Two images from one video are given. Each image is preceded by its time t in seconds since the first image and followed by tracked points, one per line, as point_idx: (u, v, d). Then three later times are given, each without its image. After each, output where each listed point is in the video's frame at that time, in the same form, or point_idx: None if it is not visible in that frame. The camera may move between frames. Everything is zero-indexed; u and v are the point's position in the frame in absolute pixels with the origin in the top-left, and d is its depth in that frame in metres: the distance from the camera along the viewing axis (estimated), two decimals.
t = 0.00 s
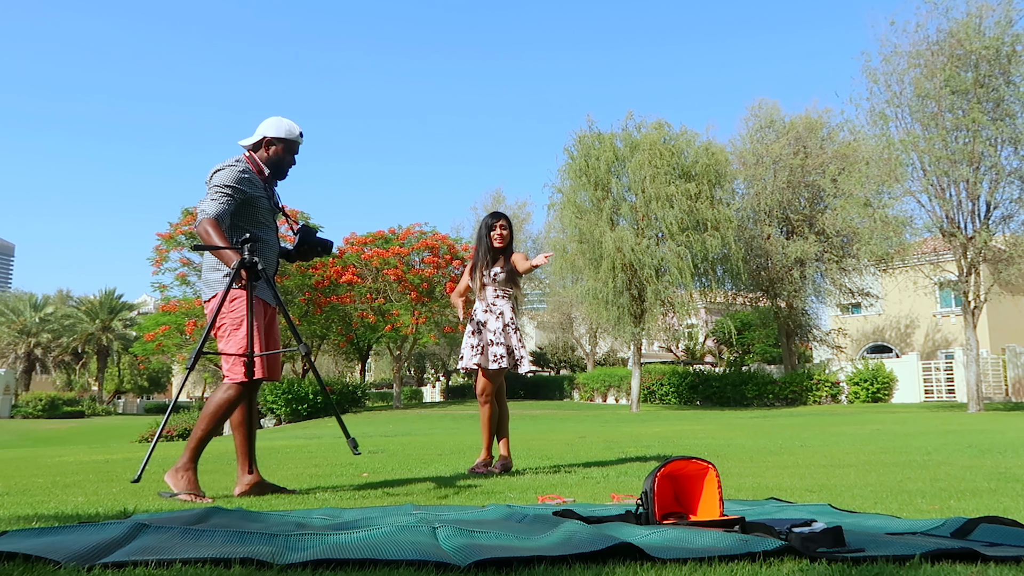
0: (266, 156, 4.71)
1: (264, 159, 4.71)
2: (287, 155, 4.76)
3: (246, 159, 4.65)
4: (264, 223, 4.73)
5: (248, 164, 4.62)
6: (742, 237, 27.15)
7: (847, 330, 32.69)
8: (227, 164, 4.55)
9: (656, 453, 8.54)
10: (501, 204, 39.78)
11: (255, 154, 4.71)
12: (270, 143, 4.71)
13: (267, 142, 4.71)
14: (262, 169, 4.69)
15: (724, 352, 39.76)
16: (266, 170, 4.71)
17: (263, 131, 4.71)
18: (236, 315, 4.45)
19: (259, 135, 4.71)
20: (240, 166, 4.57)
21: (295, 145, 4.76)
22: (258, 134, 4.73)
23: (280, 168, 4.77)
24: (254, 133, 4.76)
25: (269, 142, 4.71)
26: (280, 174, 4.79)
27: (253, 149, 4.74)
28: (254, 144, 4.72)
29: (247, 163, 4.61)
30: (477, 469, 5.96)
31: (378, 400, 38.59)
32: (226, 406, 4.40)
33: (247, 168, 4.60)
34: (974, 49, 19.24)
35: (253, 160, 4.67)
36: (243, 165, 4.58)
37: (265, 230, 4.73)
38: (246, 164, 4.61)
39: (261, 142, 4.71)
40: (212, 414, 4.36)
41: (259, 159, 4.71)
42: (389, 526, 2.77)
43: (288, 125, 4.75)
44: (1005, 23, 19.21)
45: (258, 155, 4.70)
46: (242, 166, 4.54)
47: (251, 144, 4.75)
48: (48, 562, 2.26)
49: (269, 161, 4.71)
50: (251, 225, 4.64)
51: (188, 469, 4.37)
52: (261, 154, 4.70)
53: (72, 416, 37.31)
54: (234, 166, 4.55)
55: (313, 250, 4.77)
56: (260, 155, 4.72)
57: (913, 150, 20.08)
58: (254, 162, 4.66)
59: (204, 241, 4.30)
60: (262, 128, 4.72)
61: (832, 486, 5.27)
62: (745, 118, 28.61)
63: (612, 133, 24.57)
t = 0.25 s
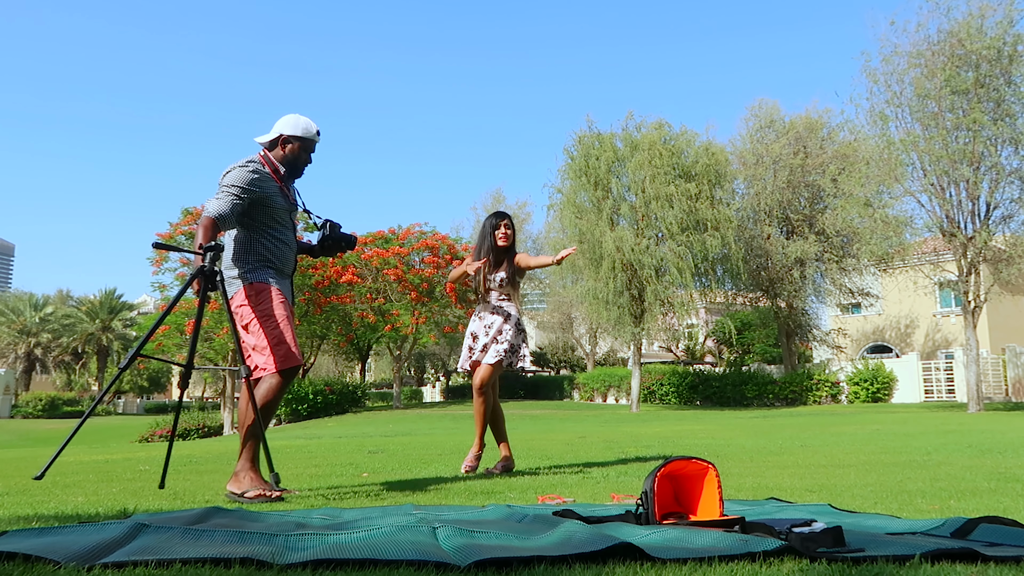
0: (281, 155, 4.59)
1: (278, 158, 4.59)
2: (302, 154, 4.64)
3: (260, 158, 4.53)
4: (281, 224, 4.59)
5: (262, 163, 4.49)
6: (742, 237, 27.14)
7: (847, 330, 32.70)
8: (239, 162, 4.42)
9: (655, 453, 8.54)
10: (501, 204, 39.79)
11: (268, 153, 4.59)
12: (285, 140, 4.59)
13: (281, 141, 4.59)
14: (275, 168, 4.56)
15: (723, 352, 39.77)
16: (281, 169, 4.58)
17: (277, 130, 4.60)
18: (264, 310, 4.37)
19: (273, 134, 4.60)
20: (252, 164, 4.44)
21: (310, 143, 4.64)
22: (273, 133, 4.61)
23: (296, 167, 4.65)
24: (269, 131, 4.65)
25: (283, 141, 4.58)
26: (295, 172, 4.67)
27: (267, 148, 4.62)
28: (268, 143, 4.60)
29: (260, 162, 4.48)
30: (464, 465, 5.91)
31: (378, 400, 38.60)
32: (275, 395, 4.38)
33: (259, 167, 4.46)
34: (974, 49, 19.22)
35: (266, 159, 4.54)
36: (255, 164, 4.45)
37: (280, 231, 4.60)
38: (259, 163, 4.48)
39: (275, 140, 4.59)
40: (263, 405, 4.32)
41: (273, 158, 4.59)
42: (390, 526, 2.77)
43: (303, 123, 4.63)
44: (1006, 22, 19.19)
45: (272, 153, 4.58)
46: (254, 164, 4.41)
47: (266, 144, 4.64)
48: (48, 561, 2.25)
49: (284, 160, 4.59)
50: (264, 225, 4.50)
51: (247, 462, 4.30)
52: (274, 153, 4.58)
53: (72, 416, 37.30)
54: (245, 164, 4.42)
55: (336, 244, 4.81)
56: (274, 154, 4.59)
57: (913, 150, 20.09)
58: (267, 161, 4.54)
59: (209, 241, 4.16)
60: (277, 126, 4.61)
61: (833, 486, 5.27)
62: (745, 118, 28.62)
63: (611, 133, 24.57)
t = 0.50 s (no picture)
0: (281, 146, 4.50)
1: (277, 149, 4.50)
2: (302, 141, 4.54)
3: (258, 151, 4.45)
4: (287, 216, 4.47)
5: (260, 155, 4.41)
6: (742, 237, 27.13)
7: (847, 330, 32.71)
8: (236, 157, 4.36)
9: (656, 453, 8.54)
10: (501, 204, 39.79)
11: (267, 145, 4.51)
12: (282, 129, 4.50)
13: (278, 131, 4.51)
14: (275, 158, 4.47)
15: (723, 351, 39.77)
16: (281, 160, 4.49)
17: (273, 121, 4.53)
18: (264, 311, 4.23)
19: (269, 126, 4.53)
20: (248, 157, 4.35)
21: (310, 129, 4.53)
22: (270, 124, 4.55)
23: (297, 156, 4.56)
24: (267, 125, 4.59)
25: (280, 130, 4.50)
26: (296, 161, 4.58)
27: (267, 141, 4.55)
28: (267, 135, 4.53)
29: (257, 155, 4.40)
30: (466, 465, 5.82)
31: (378, 400, 38.59)
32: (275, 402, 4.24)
33: (257, 159, 4.38)
34: (975, 49, 19.20)
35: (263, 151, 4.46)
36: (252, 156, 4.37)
37: (287, 223, 4.47)
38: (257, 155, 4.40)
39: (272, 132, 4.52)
40: (264, 413, 4.22)
41: (273, 152, 4.51)
42: (389, 526, 2.77)
43: (298, 109, 4.52)
44: (1007, 22, 19.17)
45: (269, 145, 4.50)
46: (249, 157, 4.33)
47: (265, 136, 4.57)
48: (48, 561, 2.26)
49: (282, 150, 4.51)
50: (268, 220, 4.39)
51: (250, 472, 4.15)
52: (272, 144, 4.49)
53: (72, 416, 37.34)
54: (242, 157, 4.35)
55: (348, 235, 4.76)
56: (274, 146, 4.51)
57: (913, 150, 20.09)
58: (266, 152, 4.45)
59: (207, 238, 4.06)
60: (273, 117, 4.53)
61: (833, 486, 5.27)
62: (745, 118, 28.62)
63: (611, 133, 24.58)
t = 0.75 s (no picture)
0: (275, 127, 4.19)
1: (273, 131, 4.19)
2: (298, 122, 4.22)
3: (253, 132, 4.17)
4: (285, 201, 4.16)
5: (254, 138, 4.12)
6: (742, 237, 27.12)
7: (847, 330, 32.71)
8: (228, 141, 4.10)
9: (655, 453, 8.54)
10: (501, 204, 39.78)
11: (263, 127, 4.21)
12: (278, 109, 4.19)
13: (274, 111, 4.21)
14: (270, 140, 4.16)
15: (723, 351, 39.76)
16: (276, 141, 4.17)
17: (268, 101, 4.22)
18: (250, 304, 3.97)
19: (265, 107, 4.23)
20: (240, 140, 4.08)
21: (308, 108, 4.21)
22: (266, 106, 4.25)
23: (295, 135, 4.25)
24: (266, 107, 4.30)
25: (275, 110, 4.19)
26: (294, 141, 4.26)
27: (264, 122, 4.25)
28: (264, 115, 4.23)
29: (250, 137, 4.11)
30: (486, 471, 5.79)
31: (379, 400, 38.58)
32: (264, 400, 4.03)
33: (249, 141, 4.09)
34: (975, 49, 19.20)
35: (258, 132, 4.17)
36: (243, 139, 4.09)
37: (286, 208, 4.16)
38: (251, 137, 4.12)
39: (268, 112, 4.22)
40: (254, 416, 4.01)
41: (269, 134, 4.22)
42: (389, 526, 2.77)
43: (295, 87, 4.19)
44: (1008, 23, 19.17)
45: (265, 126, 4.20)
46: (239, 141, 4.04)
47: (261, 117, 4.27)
48: (47, 561, 2.25)
49: (279, 130, 4.19)
50: (263, 204, 4.09)
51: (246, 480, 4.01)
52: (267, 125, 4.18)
53: (73, 416, 37.37)
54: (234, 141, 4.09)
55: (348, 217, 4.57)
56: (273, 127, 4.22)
57: (913, 150, 20.09)
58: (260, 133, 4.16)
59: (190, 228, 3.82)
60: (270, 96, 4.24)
61: (833, 486, 5.27)
62: (745, 118, 28.62)
63: (611, 133, 24.58)
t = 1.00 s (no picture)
0: (276, 121, 4.11)
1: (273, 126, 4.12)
2: (300, 116, 4.14)
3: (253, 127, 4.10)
4: (287, 197, 4.13)
5: (254, 134, 4.07)
6: (742, 237, 27.12)
7: (847, 330, 32.72)
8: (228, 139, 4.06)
9: (655, 453, 8.54)
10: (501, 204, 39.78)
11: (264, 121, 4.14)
12: (280, 103, 4.10)
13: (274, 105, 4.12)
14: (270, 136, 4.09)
15: (723, 351, 39.74)
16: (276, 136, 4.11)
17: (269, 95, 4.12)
18: (243, 302, 3.97)
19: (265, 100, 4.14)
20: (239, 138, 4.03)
21: (310, 104, 4.11)
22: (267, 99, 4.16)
23: (297, 129, 4.17)
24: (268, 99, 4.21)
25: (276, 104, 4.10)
26: (296, 134, 4.19)
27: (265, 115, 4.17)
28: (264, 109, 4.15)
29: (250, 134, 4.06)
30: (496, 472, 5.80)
31: (379, 400, 38.58)
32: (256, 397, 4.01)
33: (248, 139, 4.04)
34: (975, 49, 19.21)
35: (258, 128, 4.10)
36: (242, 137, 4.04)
37: (289, 204, 4.13)
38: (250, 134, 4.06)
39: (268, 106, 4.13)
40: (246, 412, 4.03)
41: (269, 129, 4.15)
42: (389, 526, 2.77)
43: (297, 80, 4.08)
44: (1008, 23, 19.17)
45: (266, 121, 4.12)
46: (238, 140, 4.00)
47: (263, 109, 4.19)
48: (47, 561, 2.26)
49: (279, 125, 4.11)
50: (264, 202, 4.08)
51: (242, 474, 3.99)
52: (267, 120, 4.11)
53: (73, 416, 37.36)
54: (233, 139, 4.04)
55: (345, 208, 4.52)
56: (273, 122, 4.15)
57: (913, 150, 20.09)
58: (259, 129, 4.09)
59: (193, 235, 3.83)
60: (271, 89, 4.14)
61: (832, 486, 5.27)
62: (745, 118, 28.63)
63: (611, 133, 24.58)
